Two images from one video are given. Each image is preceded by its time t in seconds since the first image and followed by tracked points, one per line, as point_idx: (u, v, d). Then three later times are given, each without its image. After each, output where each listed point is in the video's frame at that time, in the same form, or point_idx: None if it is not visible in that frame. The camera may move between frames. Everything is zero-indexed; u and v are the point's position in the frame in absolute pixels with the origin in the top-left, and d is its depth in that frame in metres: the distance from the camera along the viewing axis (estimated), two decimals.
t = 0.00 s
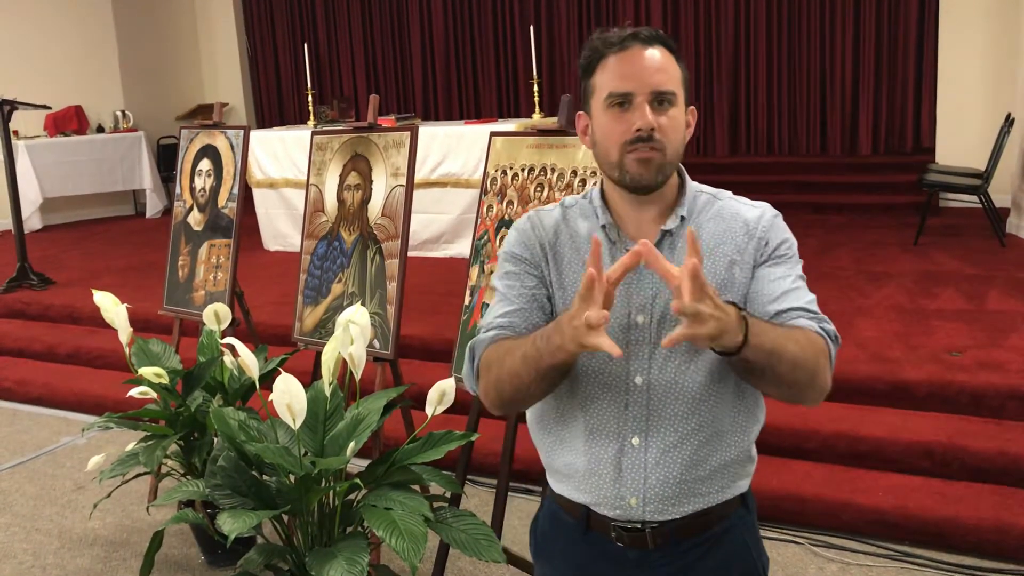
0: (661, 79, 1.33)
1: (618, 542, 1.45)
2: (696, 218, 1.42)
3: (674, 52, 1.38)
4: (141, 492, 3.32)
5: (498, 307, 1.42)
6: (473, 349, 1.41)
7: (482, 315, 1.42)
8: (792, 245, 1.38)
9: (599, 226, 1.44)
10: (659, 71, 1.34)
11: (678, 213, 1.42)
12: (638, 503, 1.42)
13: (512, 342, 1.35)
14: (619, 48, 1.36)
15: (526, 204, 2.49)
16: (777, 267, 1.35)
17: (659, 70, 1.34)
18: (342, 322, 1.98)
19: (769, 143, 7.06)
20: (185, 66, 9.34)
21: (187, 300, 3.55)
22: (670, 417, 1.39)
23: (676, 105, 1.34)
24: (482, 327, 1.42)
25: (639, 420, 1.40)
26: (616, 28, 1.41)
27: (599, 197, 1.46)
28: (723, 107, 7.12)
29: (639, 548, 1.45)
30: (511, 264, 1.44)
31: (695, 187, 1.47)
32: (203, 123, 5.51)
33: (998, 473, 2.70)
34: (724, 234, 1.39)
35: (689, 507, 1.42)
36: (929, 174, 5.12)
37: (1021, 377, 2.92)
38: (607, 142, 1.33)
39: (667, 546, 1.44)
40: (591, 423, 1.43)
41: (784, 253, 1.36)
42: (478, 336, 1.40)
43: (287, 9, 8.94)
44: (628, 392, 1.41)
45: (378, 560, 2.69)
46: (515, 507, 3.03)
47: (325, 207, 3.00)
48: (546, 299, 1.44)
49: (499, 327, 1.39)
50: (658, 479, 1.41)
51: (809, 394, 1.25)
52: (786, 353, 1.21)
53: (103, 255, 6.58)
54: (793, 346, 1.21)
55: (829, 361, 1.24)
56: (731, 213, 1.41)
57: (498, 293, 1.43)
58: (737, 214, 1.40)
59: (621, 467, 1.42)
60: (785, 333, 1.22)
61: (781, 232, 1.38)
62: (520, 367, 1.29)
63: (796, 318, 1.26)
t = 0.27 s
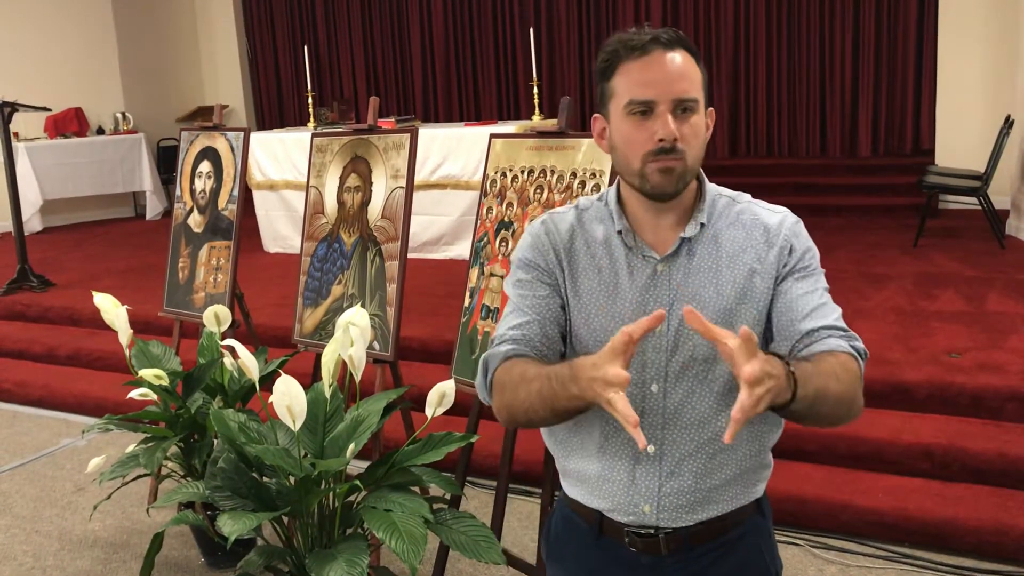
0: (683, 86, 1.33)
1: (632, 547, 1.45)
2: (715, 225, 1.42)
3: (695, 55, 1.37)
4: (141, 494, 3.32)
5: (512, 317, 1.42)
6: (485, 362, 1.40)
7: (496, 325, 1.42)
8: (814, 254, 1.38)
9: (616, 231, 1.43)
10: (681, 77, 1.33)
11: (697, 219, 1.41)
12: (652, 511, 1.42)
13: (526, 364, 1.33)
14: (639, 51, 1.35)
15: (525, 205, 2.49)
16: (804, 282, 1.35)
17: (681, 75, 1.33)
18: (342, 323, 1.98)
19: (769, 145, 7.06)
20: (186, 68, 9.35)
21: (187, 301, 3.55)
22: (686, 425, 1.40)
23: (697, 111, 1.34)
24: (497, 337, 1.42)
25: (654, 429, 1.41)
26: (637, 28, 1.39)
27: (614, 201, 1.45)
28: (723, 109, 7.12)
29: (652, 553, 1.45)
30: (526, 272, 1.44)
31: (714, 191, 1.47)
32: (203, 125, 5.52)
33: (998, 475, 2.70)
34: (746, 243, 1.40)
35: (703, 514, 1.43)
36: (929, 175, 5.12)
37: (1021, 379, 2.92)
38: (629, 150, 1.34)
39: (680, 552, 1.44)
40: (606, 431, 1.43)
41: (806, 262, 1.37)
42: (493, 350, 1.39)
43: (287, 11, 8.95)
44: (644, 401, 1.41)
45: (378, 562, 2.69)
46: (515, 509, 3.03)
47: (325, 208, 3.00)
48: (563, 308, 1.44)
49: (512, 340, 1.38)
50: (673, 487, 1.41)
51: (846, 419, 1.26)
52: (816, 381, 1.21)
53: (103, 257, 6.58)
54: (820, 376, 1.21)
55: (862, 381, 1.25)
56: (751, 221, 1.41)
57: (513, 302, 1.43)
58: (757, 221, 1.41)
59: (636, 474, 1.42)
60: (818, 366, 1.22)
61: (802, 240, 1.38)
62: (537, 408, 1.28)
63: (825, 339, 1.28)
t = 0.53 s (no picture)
0: (688, 90, 1.33)
1: (635, 549, 1.45)
2: (717, 227, 1.42)
3: (698, 57, 1.36)
4: (141, 496, 3.32)
5: (515, 323, 1.42)
6: (490, 369, 1.40)
7: (498, 331, 1.42)
8: (816, 255, 1.38)
9: (618, 234, 1.43)
10: (685, 80, 1.33)
11: (700, 221, 1.42)
12: (656, 513, 1.42)
13: (533, 369, 1.33)
14: (644, 54, 1.34)
15: (525, 207, 2.49)
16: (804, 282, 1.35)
17: (686, 79, 1.33)
18: (342, 325, 1.98)
19: (768, 146, 7.07)
20: (185, 71, 9.34)
21: (187, 303, 3.55)
22: (690, 427, 1.40)
23: (701, 115, 1.34)
24: (500, 343, 1.42)
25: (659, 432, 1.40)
26: (641, 30, 1.38)
27: (615, 203, 1.45)
28: (723, 111, 7.12)
29: (656, 555, 1.45)
30: (528, 277, 1.44)
31: (715, 193, 1.47)
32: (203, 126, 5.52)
33: (997, 476, 2.70)
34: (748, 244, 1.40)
35: (707, 515, 1.43)
36: (928, 177, 5.12)
37: (1020, 379, 2.92)
38: (633, 154, 1.34)
39: (685, 552, 1.44)
40: (610, 434, 1.43)
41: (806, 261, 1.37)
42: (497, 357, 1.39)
43: (287, 13, 8.96)
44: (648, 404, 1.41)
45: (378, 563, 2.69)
46: (514, 510, 3.03)
47: (325, 210, 3.00)
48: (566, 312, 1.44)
49: (516, 346, 1.39)
50: (676, 490, 1.41)
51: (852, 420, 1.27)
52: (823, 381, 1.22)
53: (103, 259, 6.58)
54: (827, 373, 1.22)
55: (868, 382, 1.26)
56: (752, 223, 1.41)
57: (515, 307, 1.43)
58: (759, 223, 1.41)
59: (640, 478, 1.42)
60: (828, 369, 1.23)
61: (804, 241, 1.38)
62: (548, 412, 1.28)
63: (832, 339, 1.29)
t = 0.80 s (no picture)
0: (698, 96, 1.31)
1: (659, 554, 1.43)
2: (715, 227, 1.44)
3: (710, 64, 1.34)
4: (141, 497, 3.32)
5: (541, 340, 1.31)
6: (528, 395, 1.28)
7: (523, 356, 1.31)
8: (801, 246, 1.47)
9: (624, 240, 1.40)
10: (695, 86, 1.31)
11: (700, 222, 1.42)
12: (682, 515, 1.41)
13: (577, 384, 1.22)
14: (657, 56, 1.32)
15: (524, 208, 2.49)
16: (798, 272, 1.44)
17: (696, 85, 1.31)
18: (341, 326, 1.98)
19: (767, 148, 7.08)
20: (185, 72, 9.34)
21: (186, 304, 3.55)
22: (713, 427, 1.40)
23: (708, 124, 1.32)
24: (530, 363, 1.30)
25: (682, 434, 1.39)
26: (655, 31, 1.35)
27: (615, 209, 1.41)
28: (722, 114, 7.13)
29: (681, 558, 1.43)
30: (539, 291, 1.35)
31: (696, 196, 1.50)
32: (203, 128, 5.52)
33: (996, 477, 2.71)
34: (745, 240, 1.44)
35: (728, 511, 1.43)
36: (927, 178, 5.12)
37: (1019, 380, 2.93)
38: (635, 155, 1.33)
39: (709, 551, 1.44)
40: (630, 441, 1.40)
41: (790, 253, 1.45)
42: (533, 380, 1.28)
43: (286, 15, 8.97)
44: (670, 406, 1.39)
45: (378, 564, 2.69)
46: (514, 511, 3.03)
47: (324, 212, 3.01)
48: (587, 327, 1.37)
49: (551, 365, 1.29)
50: (702, 489, 1.41)
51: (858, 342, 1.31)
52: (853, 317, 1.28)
53: (102, 260, 6.58)
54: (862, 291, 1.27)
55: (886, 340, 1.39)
56: (743, 222, 1.46)
57: (536, 325, 1.33)
58: (748, 222, 1.46)
59: (666, 480, 1.40)
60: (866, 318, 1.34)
61: (789, 235, 1.47)
62: (620, 418, 1.16)
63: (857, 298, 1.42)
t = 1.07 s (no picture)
0: (702, 102, 1.28)
1: (685, 555, 1.41)
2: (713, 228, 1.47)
3: (718, 70, 1.31)
4: (141, 499, 3.31)
5: (583, 350, 1.22)
6: (575, 405, 1.17)
7: (568, 367, 1.21)
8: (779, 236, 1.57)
9: (639, 245, 1.37)
10: (699, 93, 1.28)
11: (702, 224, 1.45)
12: (709, 514, 1.40)
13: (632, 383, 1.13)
14: (661, 60, 1.29)
15: (524, 209, 2.49)
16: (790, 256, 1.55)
17: (700, 92, 1.28)
18: (341, 327, 1.98)
19: (767, 149, 7.08)
20: (184, 73, 9.33)
21: (186, 305, 3.55)
22: (733, 424, 1.40)
23: (712, 132, 1.30)
24: (574, 374, 1.20)
25: (707, 433, 1.38)
26: (662, 35, 1.33)
27: (625, 215, 1.39)
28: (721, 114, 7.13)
29: (706, 556, 1.42)
30: (569, 301, 1.27)
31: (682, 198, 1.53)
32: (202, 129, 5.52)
33: (996, 477, 2.71)
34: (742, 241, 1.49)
35: (744, 505, 1.44)
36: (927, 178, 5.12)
37: (1019, 380, 2.92)
38: (636, 159, 1.31)
39: (729, 545, 1.44)
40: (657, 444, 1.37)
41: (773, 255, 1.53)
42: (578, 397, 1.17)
43: (286, 16, 8.97)
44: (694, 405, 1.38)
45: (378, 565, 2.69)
46: (514, 512, 3.03)
47: (324, 212, 3.01)
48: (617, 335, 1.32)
49: (601, 372, 1.19)
50: (726, 486, 1.40)
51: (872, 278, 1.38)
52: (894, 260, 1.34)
53: (102, 261, 6.58)
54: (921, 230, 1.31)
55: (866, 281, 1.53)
56: (730, 221, 1.51)
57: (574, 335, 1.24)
58: (734, 220, 1.51)
59: (693, 481, 1.38)
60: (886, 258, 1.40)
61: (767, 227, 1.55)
62: (699, 407, 1.07)
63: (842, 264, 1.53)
